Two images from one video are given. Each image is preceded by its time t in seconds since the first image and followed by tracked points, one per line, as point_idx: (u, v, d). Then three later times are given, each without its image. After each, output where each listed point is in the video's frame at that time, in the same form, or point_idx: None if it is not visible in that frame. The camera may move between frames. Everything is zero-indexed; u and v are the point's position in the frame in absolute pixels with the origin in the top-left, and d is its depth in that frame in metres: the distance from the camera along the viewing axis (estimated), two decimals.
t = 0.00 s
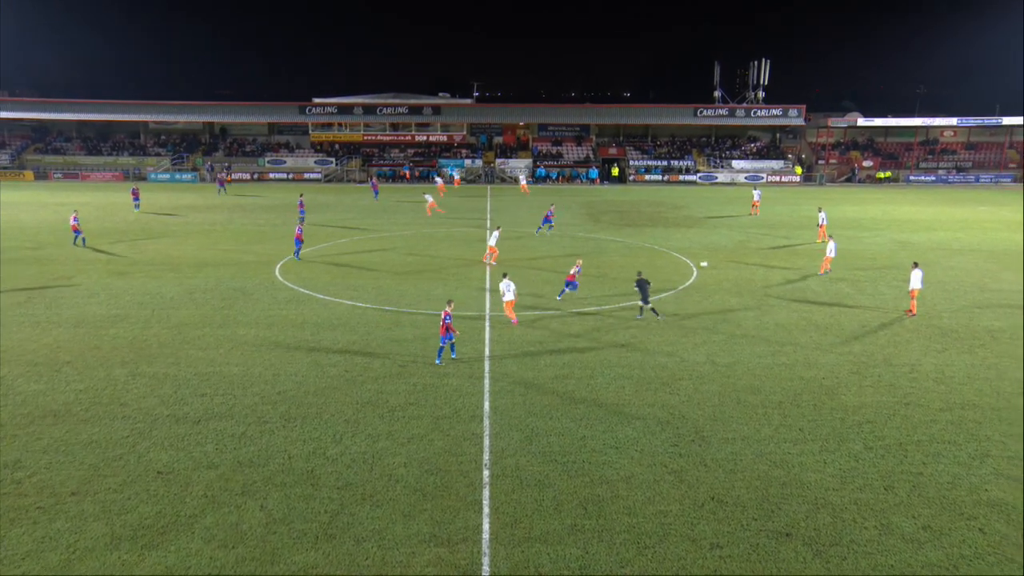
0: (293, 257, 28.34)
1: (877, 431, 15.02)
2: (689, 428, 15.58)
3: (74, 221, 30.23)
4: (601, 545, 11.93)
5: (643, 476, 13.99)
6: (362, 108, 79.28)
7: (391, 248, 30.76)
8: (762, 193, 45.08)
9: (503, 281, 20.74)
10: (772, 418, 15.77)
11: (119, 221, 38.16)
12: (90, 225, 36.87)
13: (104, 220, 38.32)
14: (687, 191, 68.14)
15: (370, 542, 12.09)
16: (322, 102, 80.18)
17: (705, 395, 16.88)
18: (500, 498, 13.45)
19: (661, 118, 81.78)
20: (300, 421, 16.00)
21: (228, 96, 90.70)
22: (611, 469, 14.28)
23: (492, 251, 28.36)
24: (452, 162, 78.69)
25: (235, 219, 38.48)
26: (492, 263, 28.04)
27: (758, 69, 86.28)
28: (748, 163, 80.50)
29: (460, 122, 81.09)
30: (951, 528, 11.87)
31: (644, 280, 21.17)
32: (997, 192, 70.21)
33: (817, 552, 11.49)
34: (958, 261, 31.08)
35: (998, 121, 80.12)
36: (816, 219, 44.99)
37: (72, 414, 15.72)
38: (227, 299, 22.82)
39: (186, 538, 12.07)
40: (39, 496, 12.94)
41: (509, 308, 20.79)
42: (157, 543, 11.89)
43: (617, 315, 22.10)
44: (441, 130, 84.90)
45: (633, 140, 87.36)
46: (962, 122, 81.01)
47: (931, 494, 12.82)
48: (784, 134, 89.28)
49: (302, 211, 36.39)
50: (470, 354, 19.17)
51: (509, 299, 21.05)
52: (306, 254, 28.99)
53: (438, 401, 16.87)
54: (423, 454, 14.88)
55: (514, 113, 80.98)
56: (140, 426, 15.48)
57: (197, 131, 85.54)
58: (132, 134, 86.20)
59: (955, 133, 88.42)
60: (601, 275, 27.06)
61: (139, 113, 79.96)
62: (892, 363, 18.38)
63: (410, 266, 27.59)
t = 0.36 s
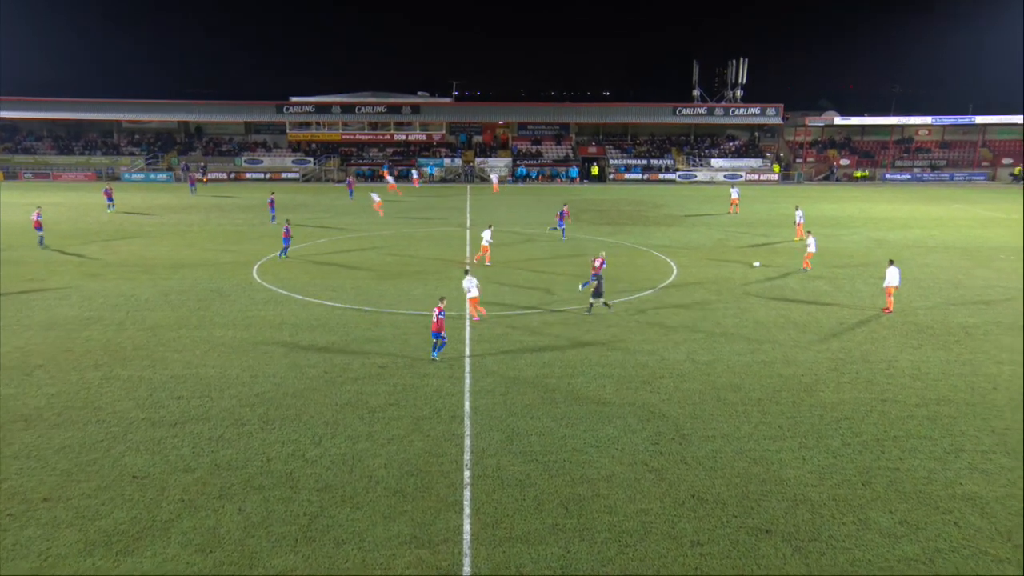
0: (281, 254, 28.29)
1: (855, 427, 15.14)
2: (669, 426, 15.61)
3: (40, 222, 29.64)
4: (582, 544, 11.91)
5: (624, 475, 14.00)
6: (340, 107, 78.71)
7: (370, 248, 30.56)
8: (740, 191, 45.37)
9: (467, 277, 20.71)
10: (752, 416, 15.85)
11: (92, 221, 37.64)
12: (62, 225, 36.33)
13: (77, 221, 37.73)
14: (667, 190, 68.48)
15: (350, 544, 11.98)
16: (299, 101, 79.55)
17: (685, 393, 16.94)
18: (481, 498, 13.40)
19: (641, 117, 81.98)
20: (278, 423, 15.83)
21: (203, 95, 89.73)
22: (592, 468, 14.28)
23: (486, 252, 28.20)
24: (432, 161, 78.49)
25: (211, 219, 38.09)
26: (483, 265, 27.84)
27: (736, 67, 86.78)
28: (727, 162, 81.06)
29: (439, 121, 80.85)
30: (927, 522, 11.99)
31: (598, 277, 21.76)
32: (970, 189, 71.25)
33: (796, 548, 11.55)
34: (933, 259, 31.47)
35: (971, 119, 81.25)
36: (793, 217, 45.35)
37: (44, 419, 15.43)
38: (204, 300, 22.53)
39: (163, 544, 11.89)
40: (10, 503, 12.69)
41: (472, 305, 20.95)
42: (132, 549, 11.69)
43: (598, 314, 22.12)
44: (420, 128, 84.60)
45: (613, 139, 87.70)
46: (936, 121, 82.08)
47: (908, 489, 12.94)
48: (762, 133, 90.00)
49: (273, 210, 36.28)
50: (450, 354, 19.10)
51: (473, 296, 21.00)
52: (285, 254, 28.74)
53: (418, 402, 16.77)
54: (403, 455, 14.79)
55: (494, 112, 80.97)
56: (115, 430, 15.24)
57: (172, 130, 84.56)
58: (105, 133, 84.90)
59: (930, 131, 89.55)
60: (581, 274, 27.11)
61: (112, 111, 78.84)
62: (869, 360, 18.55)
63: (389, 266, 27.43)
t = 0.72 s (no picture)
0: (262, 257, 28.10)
1: (823, 421, 15.29)
2: (641, 424, 15.65)
3: None
4: (554, 543, 11.87)
5: (596, 473, 14.00)
6: (308, 106, 77.87)
7: (340, 249, 30.25)
8: (710, 189, 45.73)
9: (416, 274, 20.78)
10: (722, 412, 15.95)
11: (52, 222, 36.77)
12: (21, 227, 35.44)
13: (36, 222, 36.74)
14: (637, 188, 68.83)
15: (320, 548, 11.83)
16: (266, 99, 78.54)
17: (656, 390, 17.00)
18: (452, 499, 13.31)
19: (611, 115, 82.28)
20: (246, 427, 15.59)
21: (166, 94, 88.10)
22: (564, 466, 14.27)
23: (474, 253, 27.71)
24: (401, 160, 78.02)
25: (176, 220, 37.42)
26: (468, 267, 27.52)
27: (704, 65, 87.38)
28: (696, 160, 81.65)
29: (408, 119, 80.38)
30: (893, 514, 12.15)
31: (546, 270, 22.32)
32: (933, 186, 72.60)
33: (766, 542, 11.63)
34: (897, 255, 32.01)
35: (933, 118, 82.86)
36: (761, 215, 45.85)
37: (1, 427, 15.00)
38: (169, 303, 22.09)
39: (126, 552, 11.64)
40: None
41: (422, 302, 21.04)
42: (95, 558, 11.43)
43: (568, 313, 22.09)
44: (389, 126, 84.05)
45: (583, 138, 88.00)
46: (900, 119, 83.54)
47: (874, 481, 13.11)
48: (731, 131, 90.98)
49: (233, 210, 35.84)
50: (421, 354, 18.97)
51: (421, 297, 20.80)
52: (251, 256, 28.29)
53: (389, 403, 16.62)
54: (374, 457, 14.65)
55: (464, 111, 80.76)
56: (76, 436, 14.88)
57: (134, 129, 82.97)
58: (64, 132, 82.87)
59: (893, 130, 91.13)
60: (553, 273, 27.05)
61: (72, 110, 77.10)
62: (836, 355, 18.79)
63: (358, 266, 27.17)
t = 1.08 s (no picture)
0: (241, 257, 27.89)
1: (785, 417, 15.49)
2: (607, 422, 15.70)
3: None
4: (522, 543, 11.83)
5: (563, 472, 14.00)
6: (269, 105, 77.02)
7: (302, 250, 29.86)
8: (674, 188, 46.14)
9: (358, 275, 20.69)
10: (687, 409, 16.07)
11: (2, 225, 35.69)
12: None
13: None
14: (603, 187, 69.14)
15: (284, 554, 11.64)
16: (225, 98, 77.22)
17: (622, 388, 17.05)
18: (419, 501, 13.19)
19: (574, 114, 82.68)
20: (208, 433, 15.27)
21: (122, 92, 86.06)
22: (531, 465, 14.25)
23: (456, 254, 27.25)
24: (365, 160, 77.31)
25: (133, 222, 36.61)
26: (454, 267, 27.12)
27: (666, 65, 88.14)
28: (659, 159, 82.35)
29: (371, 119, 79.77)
30: (853, 506, 12.35)
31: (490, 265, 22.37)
32: (891, 184, 74.22)
33: (731, 537, 11.73)
34: (856, 251, 32.63)
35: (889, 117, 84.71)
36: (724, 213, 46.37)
37: None
38: (126, 307, 21.57)
39: (83, 563, 11.33)
40: None
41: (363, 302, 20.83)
42: (49, 571, 11.10)
43: (534, 312, 22.07)
44: (352, 126, 83.35)
45: (547, 137, 88.22)
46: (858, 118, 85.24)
47: (835, 475, 13.31)
48: (694, 130, 91.97)
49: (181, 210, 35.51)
50: (387, 355, 18.79)
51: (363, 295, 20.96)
52: (211, 259, 27.69)
53: (354, 405, 16.42)
54: (339, 460, 14.47)
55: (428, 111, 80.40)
56: (29, 445, 14.45)
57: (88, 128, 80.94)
58: (14, 131, 80.42)
59: (851, 129, 92.95)
60: (518, 272, 27.00)
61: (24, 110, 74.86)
62: (798, 351, 19.06)
63: (321, 267, 26.82)
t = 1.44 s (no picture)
0: (228, 258, 27.99)
1: (758, 415, 15.62)
2: (582, 423, 15.70)
3: None
4: (496, 544, 11.77)
5: (538, 472, 13.96)
6: (236, 105, 76.24)
7: (272, 252, 29.50)
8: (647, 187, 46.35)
9: (303, 278, 20.66)
10: (661, 408, 16.12)
11: None
12: None
13: None
14: (575, 187, 69.33)
15: (255, 560, 11.45)
16: (191, 98, 76.04)
17: (596, 389, 17.06)
18: (393, 504, 13.07)
19: (545, 114, 82.91)
20: (176, 439, 15.00)
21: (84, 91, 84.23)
22: (505, 466, 14.20)
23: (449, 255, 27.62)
24: (334, 160, 76.37)
25: (98, 224, 35.90)
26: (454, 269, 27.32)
27: (637, 65, 88.58)
28: (631, 159, 82.81)
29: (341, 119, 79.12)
30: (825, 502, 12.47)
31: (447, 262, 23.20)
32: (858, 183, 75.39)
33: (705, 535, 11.78)
34: (825, 249, 33.03)
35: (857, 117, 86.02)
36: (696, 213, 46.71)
37: None
38: (90, 312, 21.07)
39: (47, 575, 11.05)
40: None
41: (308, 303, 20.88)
42: None
43: (506, 313, 21.99)
44: (323, 127, 82.66)
45: (519, 137, 88.24)
46: (826, 118, 86.43)
47: (807, 471, 13.43)
48: (665, 130, 92.72)
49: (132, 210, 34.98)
50: (359, 357, 18.61)
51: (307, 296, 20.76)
52: (180, 262, 27.18)
53: (326, 409, 16.23)
54: (311, 464, 14.29)
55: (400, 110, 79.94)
56: None
57: (49, 128, 79.18)
58: None
59: (819, 129, 94.26)
60: (491, 273, 26.94)
61: None
62: (769, 349, 19.22)
63: (292, 270, 26.46)
